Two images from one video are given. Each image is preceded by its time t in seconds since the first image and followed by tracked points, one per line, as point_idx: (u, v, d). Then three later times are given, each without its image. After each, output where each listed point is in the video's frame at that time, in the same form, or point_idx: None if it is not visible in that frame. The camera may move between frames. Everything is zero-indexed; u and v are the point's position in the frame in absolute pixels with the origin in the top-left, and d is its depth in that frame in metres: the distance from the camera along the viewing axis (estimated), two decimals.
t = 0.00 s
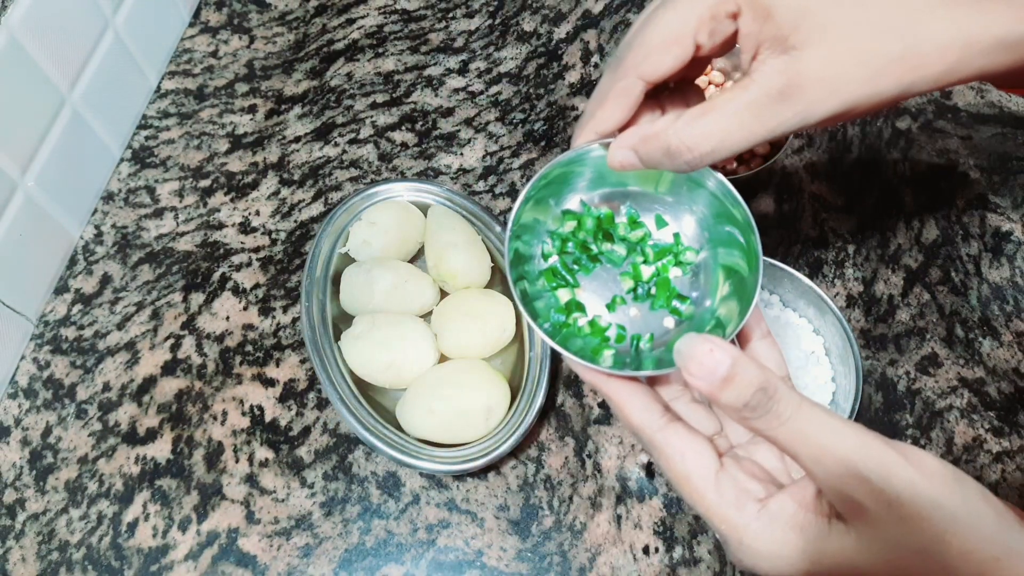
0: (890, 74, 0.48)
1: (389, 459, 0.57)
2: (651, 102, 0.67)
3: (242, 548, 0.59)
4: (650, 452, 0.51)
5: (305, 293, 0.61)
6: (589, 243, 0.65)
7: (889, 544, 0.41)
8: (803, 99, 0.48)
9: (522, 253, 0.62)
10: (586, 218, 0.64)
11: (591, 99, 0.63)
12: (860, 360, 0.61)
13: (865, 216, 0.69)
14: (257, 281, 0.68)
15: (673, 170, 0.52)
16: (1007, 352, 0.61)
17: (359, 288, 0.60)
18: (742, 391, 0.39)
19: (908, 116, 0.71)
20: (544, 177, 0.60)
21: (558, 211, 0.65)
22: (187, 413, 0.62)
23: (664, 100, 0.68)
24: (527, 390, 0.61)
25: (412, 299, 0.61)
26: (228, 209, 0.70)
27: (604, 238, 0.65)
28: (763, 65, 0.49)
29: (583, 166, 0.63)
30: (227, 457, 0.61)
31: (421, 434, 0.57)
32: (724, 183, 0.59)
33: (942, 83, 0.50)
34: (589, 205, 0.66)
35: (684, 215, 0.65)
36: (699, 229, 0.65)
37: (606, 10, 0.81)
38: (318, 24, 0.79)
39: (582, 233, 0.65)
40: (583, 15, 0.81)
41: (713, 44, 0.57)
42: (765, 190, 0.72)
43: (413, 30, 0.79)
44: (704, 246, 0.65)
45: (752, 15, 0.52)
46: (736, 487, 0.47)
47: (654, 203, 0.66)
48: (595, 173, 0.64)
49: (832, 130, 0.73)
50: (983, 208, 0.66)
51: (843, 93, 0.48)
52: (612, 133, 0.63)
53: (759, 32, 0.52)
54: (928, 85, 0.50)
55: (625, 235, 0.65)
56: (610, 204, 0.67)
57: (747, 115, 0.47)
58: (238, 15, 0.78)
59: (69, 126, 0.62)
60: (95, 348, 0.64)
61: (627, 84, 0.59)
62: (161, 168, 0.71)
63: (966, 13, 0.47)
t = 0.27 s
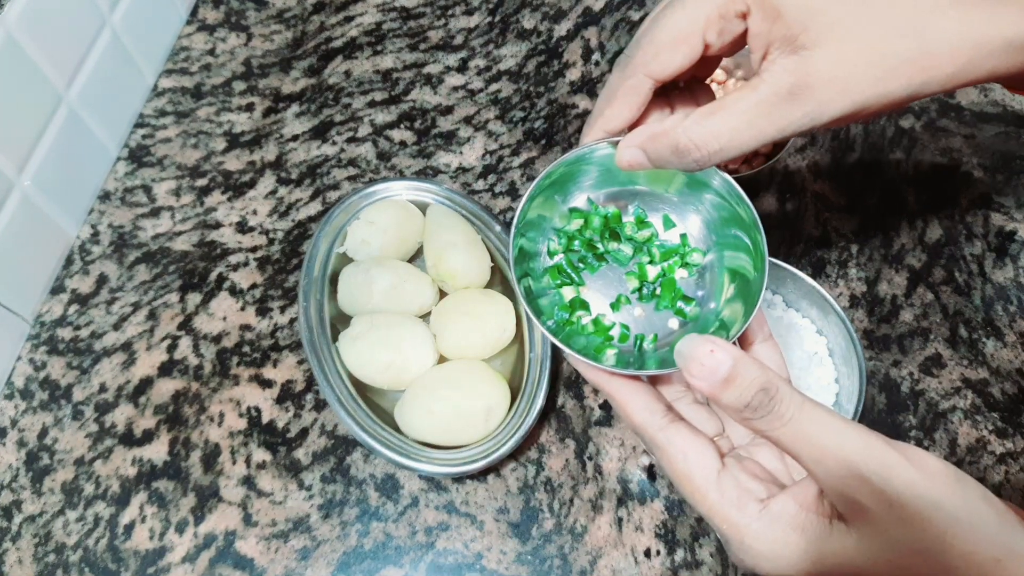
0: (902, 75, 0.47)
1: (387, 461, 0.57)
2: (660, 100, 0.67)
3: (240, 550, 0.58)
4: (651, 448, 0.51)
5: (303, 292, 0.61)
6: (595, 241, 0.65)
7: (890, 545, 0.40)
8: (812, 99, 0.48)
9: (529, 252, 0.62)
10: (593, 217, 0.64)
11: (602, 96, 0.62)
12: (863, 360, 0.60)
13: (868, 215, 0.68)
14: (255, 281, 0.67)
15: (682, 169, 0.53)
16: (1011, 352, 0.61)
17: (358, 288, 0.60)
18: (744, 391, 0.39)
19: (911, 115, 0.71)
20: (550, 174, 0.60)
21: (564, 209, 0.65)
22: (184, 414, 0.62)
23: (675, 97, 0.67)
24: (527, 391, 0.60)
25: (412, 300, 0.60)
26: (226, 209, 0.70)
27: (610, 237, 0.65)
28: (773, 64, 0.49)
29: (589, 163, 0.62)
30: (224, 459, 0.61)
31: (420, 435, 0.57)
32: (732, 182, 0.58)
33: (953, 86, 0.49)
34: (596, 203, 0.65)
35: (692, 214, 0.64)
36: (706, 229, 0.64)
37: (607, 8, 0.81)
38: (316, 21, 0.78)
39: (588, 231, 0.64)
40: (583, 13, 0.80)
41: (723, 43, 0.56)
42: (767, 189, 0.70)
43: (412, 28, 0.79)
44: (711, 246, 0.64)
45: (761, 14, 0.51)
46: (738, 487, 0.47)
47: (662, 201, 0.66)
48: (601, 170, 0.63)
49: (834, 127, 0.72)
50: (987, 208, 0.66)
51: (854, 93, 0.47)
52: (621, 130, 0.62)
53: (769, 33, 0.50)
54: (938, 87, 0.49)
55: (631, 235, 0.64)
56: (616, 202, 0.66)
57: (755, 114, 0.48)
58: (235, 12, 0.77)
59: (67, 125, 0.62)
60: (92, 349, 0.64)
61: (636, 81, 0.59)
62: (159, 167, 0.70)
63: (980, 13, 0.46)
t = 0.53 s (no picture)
0: (913, 61, 0.47)
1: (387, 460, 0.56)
2: (666, 89, 0.67)
3: (240, 549, 0.58)
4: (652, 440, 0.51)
5: (304, 291, 0.61)
6: (598, 229, 0.65)
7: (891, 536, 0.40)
8: (823, 84, 0.47)
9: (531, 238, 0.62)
10: (596, 205, 0.64)
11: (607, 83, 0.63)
12: (863, 360, 0.60)
13: (868, 215, 0.68)
14: (255, 281, 0.67)
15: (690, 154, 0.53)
16: (1010, 352, 0.62)
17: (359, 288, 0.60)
18: (747, 378, 0.39)
19: (910, 115, 0.71)
20: (555, 160, 0.60)
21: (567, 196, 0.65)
22: (185, 414, 0.62)
23: (680, 86, 0.67)
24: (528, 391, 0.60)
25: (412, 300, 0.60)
26: (226, 209, 0.70)
27: (613, 225, 0.66)
28: (784, 50, 0.49)
29: (594, 150, 0.62)
30: (225, 459, 0.61)
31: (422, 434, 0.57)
32: (734, 172, 0.58)
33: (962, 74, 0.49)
34: (599, 189, 0.66)
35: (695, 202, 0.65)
36: (708, 219, 0.65)
37: (607, 8, 0.81)
38: (317, 22, 0.78)
39: (591, 218, 0.65)
40: (583, 13, 0.81)
41: (733, 29, 0.57)
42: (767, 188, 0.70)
43: (412, 28, 0.79)
44: (715, 237, 0.65)
45: None
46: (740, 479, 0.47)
47: (665, 190, 0.66)
48: (605, 157, 0.63)
49: (834, 127, 0.72)
50: (987, 208, 0.67)
51: (866, 79, 0.47)
52: (626, 115, 0.63)
53: (779, 17, 0.50)
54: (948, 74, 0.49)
55: (635, 223, 0.65)
56: (620, 190, 0.66)
57: (766, 98, 0.48)
58: (236, 13, 0.77)
59: (67, 124, 0.62)
60: (93, 349, 0.64)
61: (643, 66, 0.59)
62: (159, 167, 0.70)
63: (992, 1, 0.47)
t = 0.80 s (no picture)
0: (912, 60, 0.47)
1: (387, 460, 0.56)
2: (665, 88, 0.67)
3: (240, 549, 0.58)
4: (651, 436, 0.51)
5: (304, 291, 0.61)
6: (598, 227, 0.65)
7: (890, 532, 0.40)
8: (822, 82, 0.47)
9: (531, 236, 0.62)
10: (596, 203, 0.64)
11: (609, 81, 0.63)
12: (863, 360, 0.60)
13: (868, 215, 0.68)
14: (255, 281, 0.67)
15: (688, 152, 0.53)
16: (1010, 352, 0.62)
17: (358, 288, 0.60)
18: (747, 374, 0.39)
19: (910, 115, 0.71)
20: (555, 159, 0.60)
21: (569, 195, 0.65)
22: (185, 414, 0.62)
23: (681, 85, 0.67)
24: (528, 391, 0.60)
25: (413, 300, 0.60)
26: (226, 209, 0.70)
27: (614, 223, 0.65)
28: (783, 47, 0.49)
29: (594, 148, 0.62)
30: (225, 458, 0.61)
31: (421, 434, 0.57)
32: (733, 170, 0.58)
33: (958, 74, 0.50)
34: (599, 188, 0.66)
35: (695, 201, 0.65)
36: (708, 217, 0.65)
37: (607, 8, 0.81)
38: (317, 22, 0.78)
39: (591, 217, 0.65)
40: (583, 13, 0.81)
41: (733, 27, 0.57)
42: (766, 187, 0.70)
43: (412, 28, 0.79)
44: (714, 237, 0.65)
45: None
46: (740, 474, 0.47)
47: (666, 188, 0.66)
48: (605, 156, 0.63)
49: (834, 127, 0.72)
50: (987, 208, 0.67)
51: (864, 77, 0.47)
52: (627, 114, 0.63)
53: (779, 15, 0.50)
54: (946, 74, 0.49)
55: (634, 221, 0.65)
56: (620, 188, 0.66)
57: (767, 96, 0.48)
58: (236, 13, 0.77)
59: (67, 124, 0.62)
60: (93, 349, 0.64)
61: (644, 64, 0.59)
62: (159, 167, 0.70)
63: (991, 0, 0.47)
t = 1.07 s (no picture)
0: (902, 60, 0.47)
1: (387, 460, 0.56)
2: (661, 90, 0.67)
3: (240, 549, 0.58)
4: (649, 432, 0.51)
5: (304, 291, 0.61)
6: (595, 227, 0.65)
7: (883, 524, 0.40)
8: (813, 82, 0.47)
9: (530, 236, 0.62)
10: (594, 204, 0.64)
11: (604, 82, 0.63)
12: (863, 360, 0.60)
13: (868, 215, 0.68)
14: (255, 281, 0.67)
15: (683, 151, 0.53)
16: (1010, 352, 0.62)
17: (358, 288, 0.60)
18: (742, 367, 0.40)
19: (910, 115, 0.71)
20: (553, 159, 0.60)
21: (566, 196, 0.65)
22: (185, 414, 0.62)
23: (676, 87, 0.68)
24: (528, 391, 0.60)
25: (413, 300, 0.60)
26: (226, 209, 0.70)
27: (611, 223, 0.65)
28: (774, 48, 0.49)
29: (592, 148, 0.62)
30: (225, 458, 0.61)
31: (421, 433, 0.57)
32: (729, 170, 0.58)
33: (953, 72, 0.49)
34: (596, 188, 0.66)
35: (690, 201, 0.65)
36: (705, 218, 0.65)
37: (607, 8, 0.81)
38: (317, 22, 0.78)
39: (588, 217, 0.65)
40: (583, 13, 0.81)
41: (726, 29, 0.57)
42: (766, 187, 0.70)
43: (412, 28, 0.79)
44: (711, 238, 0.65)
45: None
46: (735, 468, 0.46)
47: (662, 190, 0.66)
48: (602, 156, 0.63)
49: (834, 127, 0.72)
50: (987, 208, 0.67)
51: (854, 77, 0.47)
52: (624, 116, 0.63)
53: (770, 17, 0.50)
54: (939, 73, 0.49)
55: (631, 221, 0.65)
56: (617, 190, 0.67)
57: (757, 96, 0.48)
58: (236, 13, 0.77)
59: (67, 124, 0.62)
60: (93, 349, 0.64)
61: (639, 67, 0.59)
62: (159, 167, 0.70)
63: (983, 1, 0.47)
